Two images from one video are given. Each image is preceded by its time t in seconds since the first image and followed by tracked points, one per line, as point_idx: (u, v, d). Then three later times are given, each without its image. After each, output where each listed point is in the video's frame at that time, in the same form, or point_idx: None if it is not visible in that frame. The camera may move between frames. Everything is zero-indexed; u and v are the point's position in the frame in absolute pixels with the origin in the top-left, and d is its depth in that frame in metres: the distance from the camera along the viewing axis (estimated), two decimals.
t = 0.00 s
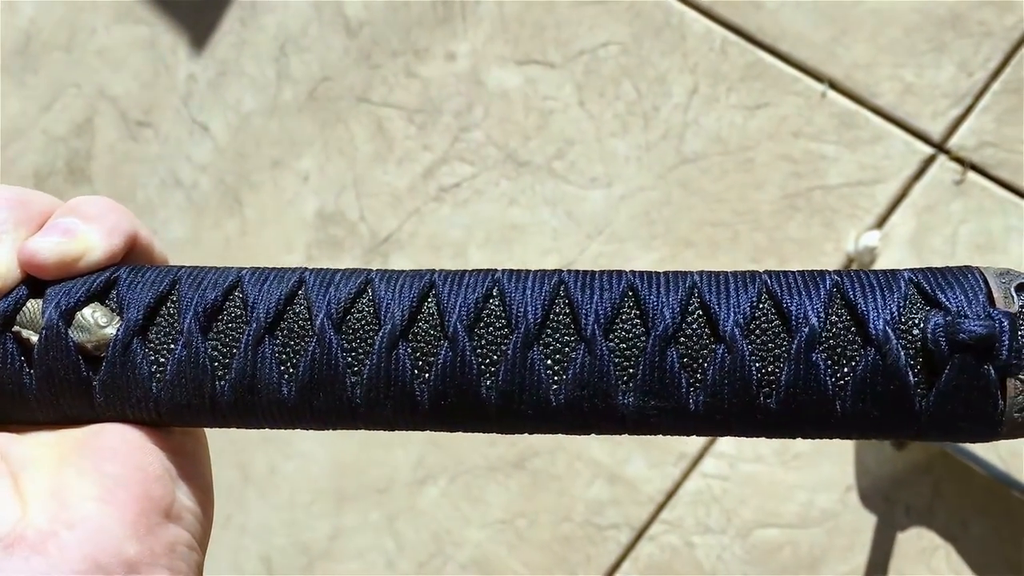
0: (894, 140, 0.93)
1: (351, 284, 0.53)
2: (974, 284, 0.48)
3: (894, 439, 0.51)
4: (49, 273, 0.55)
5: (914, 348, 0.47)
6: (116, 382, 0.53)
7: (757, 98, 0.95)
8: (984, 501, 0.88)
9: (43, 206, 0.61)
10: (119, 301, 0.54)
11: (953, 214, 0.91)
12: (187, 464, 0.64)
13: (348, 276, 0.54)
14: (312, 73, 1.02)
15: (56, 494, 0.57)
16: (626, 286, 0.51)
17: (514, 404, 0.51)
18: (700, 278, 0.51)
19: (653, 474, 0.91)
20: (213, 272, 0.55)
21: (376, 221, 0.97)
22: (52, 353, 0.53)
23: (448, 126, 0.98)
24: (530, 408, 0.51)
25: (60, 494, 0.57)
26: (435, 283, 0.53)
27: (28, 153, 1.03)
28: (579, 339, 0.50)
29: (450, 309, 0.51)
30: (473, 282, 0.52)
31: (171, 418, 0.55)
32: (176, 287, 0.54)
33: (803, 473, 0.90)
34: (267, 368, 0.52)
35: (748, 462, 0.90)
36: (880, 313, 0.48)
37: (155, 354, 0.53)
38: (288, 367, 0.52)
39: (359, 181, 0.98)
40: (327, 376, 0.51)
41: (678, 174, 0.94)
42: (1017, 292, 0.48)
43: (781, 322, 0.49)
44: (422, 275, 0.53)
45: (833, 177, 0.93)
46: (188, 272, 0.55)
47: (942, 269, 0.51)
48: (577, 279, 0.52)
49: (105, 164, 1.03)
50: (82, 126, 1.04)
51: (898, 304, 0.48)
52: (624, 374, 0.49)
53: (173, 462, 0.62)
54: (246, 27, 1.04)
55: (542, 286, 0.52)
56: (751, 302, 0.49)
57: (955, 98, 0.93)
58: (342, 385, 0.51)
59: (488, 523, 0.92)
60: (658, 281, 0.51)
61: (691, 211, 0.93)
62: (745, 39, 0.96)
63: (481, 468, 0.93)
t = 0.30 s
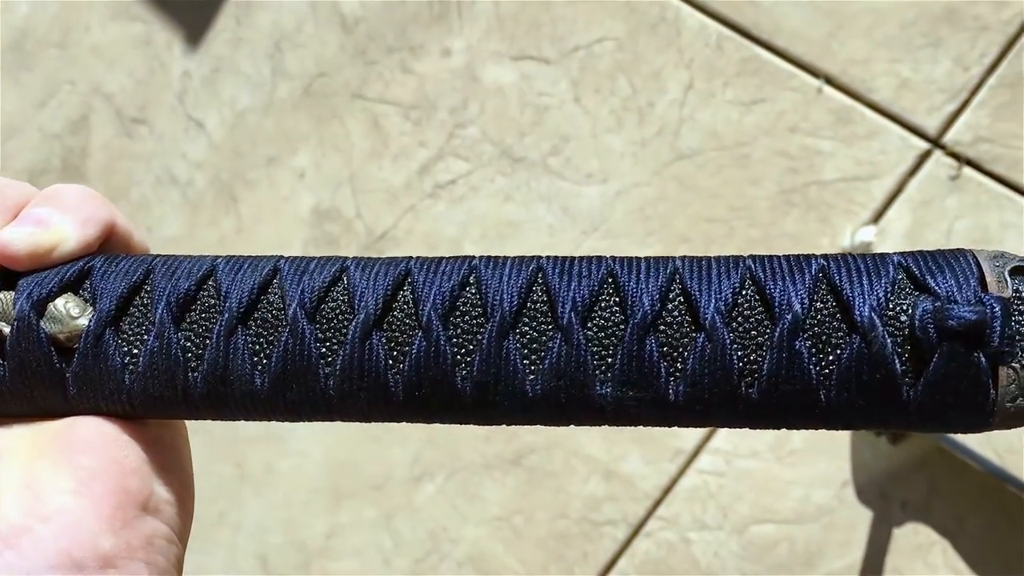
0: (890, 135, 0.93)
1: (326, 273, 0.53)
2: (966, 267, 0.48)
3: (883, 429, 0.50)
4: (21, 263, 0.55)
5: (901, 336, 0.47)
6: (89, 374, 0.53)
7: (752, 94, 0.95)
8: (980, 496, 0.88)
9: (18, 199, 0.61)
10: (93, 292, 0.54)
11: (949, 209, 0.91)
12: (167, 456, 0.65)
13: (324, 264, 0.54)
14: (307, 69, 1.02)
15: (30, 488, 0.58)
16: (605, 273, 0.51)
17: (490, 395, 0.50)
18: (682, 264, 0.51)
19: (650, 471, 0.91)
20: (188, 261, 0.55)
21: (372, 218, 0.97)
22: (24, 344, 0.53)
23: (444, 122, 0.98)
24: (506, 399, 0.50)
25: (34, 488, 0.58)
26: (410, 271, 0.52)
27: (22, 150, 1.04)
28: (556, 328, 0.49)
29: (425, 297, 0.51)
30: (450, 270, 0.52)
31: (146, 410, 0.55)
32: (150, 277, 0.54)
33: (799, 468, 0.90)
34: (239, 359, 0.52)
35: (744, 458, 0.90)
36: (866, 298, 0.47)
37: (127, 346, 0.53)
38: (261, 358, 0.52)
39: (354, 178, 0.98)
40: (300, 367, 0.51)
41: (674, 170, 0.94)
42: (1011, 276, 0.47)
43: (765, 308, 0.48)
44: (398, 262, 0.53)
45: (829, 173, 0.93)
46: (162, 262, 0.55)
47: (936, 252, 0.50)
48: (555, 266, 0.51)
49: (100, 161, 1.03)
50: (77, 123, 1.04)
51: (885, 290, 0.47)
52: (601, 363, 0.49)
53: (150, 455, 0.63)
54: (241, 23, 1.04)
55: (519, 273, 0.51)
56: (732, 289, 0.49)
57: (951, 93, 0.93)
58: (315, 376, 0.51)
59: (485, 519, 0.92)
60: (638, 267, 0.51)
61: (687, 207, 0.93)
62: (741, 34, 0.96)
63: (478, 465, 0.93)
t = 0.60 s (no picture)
0: (884, 133, 0.93)
1: (289, 276, 0.53)
2: (952, 270, 0.46)
3: (866, 439, 0.48)
4: None
5: (880, 343, 0.45)
6: (49, 380, 0.54)
7: (747, 91, 0.95)
8: (976, 493, 0.88)
9: None
10: (54, 295, 0.55)
11: (944, 207, 0.91)
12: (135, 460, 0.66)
13: (288, 267, 0.53)
14: (302, 68, 1.02)
15: None
16: (574, 277, 0.50)
17: (453, 403, 0.50)
18: (654, 266, 0.50)
19: (645, 469, 0.91)
20: (152, 265, 0.55)
21: (367, 217, 0.97)
22: None
23: (438, 121, 0.98)
24: (468, 407, 0.50)
25: None
26: (374, 274, 0.52)
27: (18, 150, 1.05)
28: (520, 334, 0.49)
29: (387, 302, 0.50)
30: (415, 273, 0.52)
31: (109, 416, 0.55)
32: (111, 281, 0.54)
33: (794, 466, 0.90)
34: (199, 365, 0.52)
35: (739, 456, 0.90)
36: (844, 303, 0.46)
37: (87, 351, 0.53)
38: (221, 365, 0.51)
39: (349, 177, 0.98)
40: (259, 374, 0.51)
41: (669, 168, 0.94)
42: (1001, 278, 0.45)
43: (737, 312, 0.47)
44: (363, 265, 0.53)
45: (824, 170, 0.93)
46: (126, 265, 0.56)
47: (924, 253, 0.49)
48: (523, 268, 0.51)
49: (95, 160, 1.03)
50: (71, 122, 1.04)
51: (864, 292, 0.46)
52: (566, 371, 0.48)
53: (116, 460, 0.64)
54: (235, 22, 1.04)
55: (485, 276, 0.51)
56: (704, 293, 0.48)
57: (945, 91, 0.93)
58: (276, 383, 0.51)
59: (481, 518, 0.92)
60: (608, 270, 0.50)
61: (683, 205, 0.93)
62: (735, 32, 0.96)
63: (474, 464, 0.93)
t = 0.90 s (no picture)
0: (879, 130, 0.93)
1: (269, 281, 0.53)
2: (928, 276, 0.46)
3: (842, 447, 0.48)
4: None
5: (853, 351, 0.45)
6: (34, 384, 0.55)
7: (742, 90, 0.95)
8: (972, 492, 0.88)
9: None
10: (40, 300, 0.55)
11: (939, 205, 0.91)
12: (121, 462, 0.68)
13: (268, 273, 0.54)
14: (297, 68, 1.02)
15: None
16: (550, 282, 0.50)
17: (428, 409, 0.50)
18: (630, 272, 0.49)
19: (641, 468, 0.91)
20: (136, 270, 0.56)
21: (362, 216, 0.97)
22: None
23: (434, 120, 0.98)
24: (444, 413, 0.50)
25: None
26: (353, 280, 0.52)
27: (13, 150, 1.05)
28: (494, 340, 0.49)
29: (363, 307, 0.51)
30: (393, 278, 0.52)
31: (93, 419, 0.55)
32: (96, 286, 0.55)
33: (791, 464, 0.90)
34: (179, 370, 0.52)
35: (735, 454, 0.90)
36: (817, 310, 0.45)
37: (71, 355, 0.54)
38: (201, 370, 0.52)
39: (344, 177, 0.98)
40: (237, 379, 0.51)
41: (664, 166, 0.94)
42: (978, 285, 0.45)
43: (711, 319, 0.47)
44: (343, 271, 0.53)
45: (819, 168, 0.93)
46: (111, 270, 0.56)
47: (902, 259, 0.48)
48: (499, 274, 0.51)
49: (90, 160, 1.03)
50: (67, 122, 1.05)
51: (839, 299, 0.46)
52: (539, 378, 0.48)
53: (104, 462, 0.66)
54: (230, 21, 1.04)
55: (463, 281, 0.51)
56: (679, 299, 0.47)
57: (940, 88, 0.93)
58: (254, 388, 0.51)
59: (478, 518, 0.92)
60: (584, 275, 0.50)
61: (678, 204, 0.93)
62: (730, 30, 0.96)
63: (470, 463, 0.93)
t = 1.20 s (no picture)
0: (872, 128, 0.93)
1: (255, 291, 0.53)
2: (896, 289, 0.46)
3: (813, 457, 0.48)
4: None
5: (823, 362, 0.44)
6: (26, 392, 0.55)
7: (736, 88, 0.95)
8: (967, 490, 0.88)
9: None
10: (32, 308, 0.56)
11: (933, 202, 0.91)
12: (111, 466, 0.68)
13: (255, 282, 0.54)
14: (290, 68, 1.02)
15: None
16: (529, 292, 0.50)
17: (409, 417, 0.50)
18: (607, 283, 0.49)
19: (637, 467, 0.91)
20: (127, 279, 0.56)
21: (357, 217, 0.97)
22: None
23: (428, 120, 0.98)
24: (424, 421, 0.50)
25: None
26: (337, 290, 0.52)
27: (7, 152, 1.05)
28: (472, 349, 0.49)
29: (345, 317, 0.51)
30: (376, 288, 0.52)
31: (84, 426, 0.56)
32: (87, 295, 0.55)
33: (786, 462, 0.90)
34: (165, 378, 0.52)
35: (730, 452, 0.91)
36: (787, 321, 0.45)
37: (61, 363, 0.54)
38: (187, 378, 0.52)
39: (339, 177, 0.98)
40: (223, 388, 0.51)
41: (658, 165, 0.94)
42: (946, 297, 0.45)
43: (685, 330, 0.46)
44: (327, 281, 0.53)
45: (814, 166, 0.93)
46: (103, 279, 0.56)
47: (873, 271, 0.48)
48: (480, 284, 0.51)
49: (84, 161, 1.03)
50: (61, 123, 1.05)
51: (809, 311, 0.45)
52: (517, 386, 0.48)
53: (94, 466, 0.66)
54: (223, 22, 1.04)
55: (444, 291, 0.51)
56: (653, 310, 0.47)
57: (933, 86, 0.93)
58: (238, 396, 0.51)
59: (474, 518, 0.92)
60: (565, 285, 0.50)
61: (673, 203, 0.93)
62: (724, 29, 0.96)
63: (466, 463, 0.93)
